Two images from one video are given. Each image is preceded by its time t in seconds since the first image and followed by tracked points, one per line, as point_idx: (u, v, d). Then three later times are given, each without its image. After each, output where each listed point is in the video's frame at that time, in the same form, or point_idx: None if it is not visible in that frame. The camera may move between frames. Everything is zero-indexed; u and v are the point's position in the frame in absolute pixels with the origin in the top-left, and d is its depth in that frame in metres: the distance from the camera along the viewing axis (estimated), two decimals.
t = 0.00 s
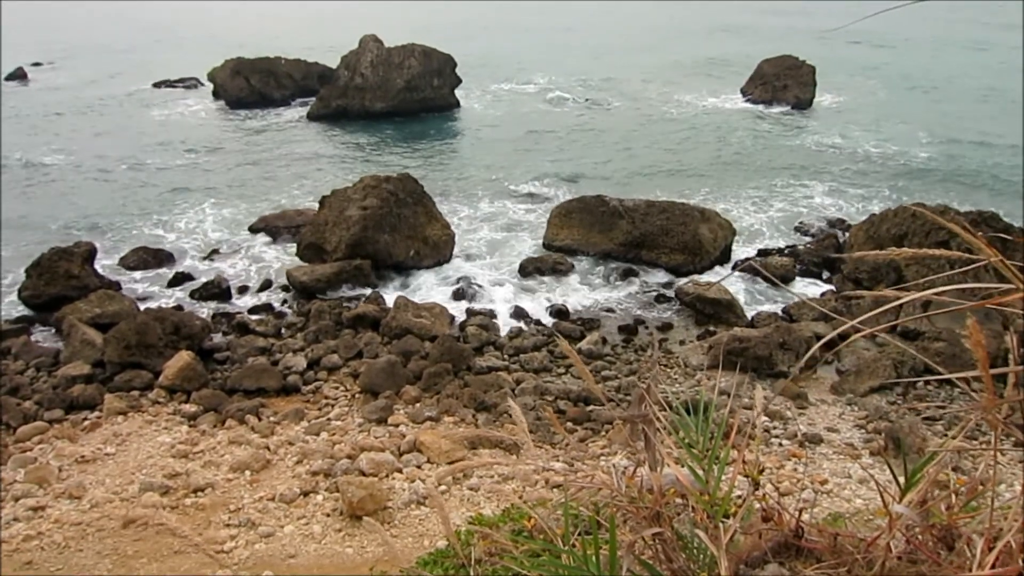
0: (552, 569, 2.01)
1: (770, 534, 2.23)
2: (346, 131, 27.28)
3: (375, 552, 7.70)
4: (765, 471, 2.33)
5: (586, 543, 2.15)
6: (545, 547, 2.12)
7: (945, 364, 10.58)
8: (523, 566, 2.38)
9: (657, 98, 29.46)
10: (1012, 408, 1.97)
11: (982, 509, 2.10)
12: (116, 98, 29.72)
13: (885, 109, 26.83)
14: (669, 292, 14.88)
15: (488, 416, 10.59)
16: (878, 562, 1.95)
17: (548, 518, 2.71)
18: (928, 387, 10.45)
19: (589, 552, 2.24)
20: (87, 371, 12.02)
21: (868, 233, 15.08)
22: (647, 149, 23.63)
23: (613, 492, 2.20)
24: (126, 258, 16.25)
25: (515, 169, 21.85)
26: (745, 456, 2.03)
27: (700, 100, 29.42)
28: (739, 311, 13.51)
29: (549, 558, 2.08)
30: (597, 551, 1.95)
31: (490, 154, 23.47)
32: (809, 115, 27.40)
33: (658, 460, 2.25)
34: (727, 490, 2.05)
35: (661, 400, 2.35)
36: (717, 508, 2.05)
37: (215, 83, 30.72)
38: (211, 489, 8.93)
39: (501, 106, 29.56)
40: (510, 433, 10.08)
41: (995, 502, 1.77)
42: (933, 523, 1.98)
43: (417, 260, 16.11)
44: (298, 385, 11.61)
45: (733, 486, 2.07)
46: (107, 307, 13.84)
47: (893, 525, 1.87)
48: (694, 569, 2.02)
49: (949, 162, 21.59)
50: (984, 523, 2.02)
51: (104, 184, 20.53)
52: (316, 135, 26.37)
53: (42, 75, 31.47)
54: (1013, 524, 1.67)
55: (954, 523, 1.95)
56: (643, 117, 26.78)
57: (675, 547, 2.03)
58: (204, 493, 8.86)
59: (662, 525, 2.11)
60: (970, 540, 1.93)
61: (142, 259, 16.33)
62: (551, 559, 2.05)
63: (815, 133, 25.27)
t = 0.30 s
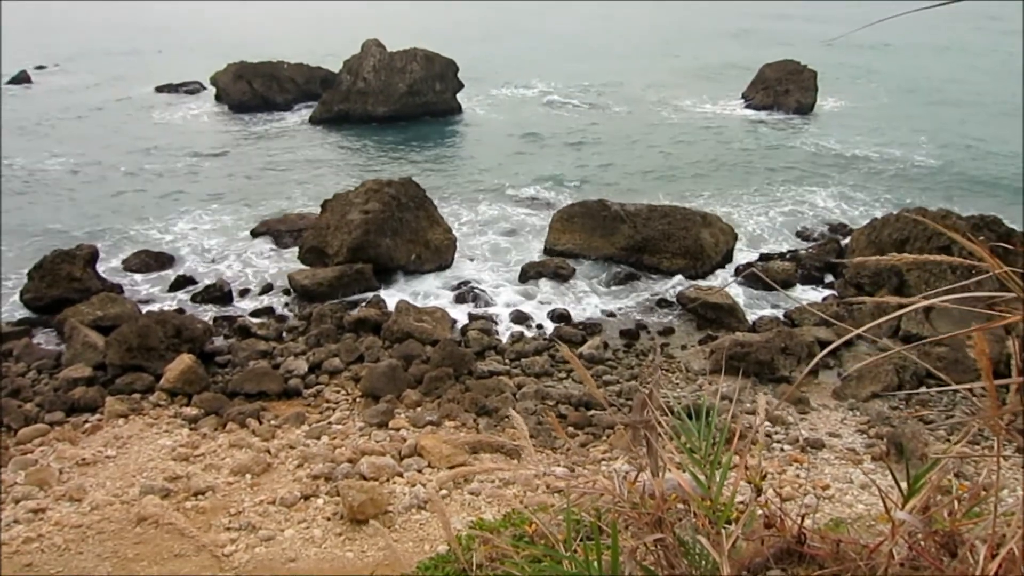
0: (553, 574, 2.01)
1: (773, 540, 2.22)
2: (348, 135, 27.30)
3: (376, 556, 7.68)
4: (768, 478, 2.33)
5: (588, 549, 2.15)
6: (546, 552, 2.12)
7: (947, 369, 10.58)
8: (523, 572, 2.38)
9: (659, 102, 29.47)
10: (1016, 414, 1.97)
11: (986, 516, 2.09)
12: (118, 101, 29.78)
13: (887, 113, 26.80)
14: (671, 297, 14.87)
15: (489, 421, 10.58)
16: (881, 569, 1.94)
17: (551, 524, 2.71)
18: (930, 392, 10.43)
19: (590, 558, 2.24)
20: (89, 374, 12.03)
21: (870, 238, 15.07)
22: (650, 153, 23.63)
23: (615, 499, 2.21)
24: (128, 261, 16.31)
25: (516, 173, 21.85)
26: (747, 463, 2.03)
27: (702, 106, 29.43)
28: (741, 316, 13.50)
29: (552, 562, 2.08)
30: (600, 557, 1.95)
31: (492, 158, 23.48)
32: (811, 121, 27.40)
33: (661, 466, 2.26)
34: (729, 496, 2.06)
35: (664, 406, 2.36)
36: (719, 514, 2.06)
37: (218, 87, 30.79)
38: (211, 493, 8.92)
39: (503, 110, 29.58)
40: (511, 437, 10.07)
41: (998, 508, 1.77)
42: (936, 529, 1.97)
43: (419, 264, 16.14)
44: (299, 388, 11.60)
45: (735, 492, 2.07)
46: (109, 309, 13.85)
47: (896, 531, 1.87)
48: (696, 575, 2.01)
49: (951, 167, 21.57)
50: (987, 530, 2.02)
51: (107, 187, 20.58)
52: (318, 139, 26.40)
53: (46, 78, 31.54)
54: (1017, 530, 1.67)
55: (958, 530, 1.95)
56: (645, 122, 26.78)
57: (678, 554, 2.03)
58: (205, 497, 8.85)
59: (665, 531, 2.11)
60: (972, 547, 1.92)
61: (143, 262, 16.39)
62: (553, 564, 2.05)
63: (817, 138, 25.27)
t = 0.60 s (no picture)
0: None
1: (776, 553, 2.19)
2: (351, 139, 27.34)
3: (376, 561, 7.67)
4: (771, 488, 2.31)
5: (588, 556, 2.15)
6: (550, 559, 2.11)
7: (950, 378, 10.55)
8: None
9: (663, 109, 29.48)
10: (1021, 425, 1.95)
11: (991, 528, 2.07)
12: (123, 104, 29.87)
13: (892, 120, 26.76)
14: (673, 304, 14.86)
15: (491, 426, 10.56)
16: None
17: (551, 532, 2.70)
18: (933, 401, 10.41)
19: (594, 566, 2.23)
20: (91, 376, 12.03)
21: (873, 245, 15.04)
22: (653, 160, 23.61)
23: (620, 507, 2.20)
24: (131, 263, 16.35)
25: (519, 179, 21.86)
26: (752, 471, 2.03)
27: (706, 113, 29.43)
28: (743, 323, 13.49)
29: (555, 569, 2.07)
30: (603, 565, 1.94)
31: (495, 164, 23.50)
32: (815, 128, 27.39)
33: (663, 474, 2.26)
34: (733, 505, 2.04)
35: (667, 414, 2.35)
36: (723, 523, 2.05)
37: (223, 91, 30.88)
38: (212, 496, 8.91)
39: (507, 115, 29.62)
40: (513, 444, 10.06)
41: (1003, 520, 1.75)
42: (941, 541, 1.95)
43: (421, 268, 16.15)
44: (301, 393, 11.60)
45: (739, 501, 2.06)
46: (111, 312, 13.87)
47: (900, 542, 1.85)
48: None
49: (956, 175, 21.53)
50: (991, 543, 2.00)
51: (111, 190, 20.62)
52: (322, 143, 26.45)
53: (52, 80, 31.67)
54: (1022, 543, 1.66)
55: (966, 542, 1.91)
56: (649, 128, 26.80)
57: (682, 563, 2.01)
58: (206, 500, 8.84)
59: (668, 539, 2.11)
60: (977, 560, 1.90)
61: (147, 265, 16.43)
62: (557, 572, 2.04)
63: (821, 146, 25.25)
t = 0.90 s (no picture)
0: None
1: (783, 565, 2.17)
2: (357, 147, 27.41)
3: (379, 569, 7.66)
4: (777, 498, 2.29)
5: (593, 567, 2.14)
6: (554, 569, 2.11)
7: (955, 389, 10.51)
8: None
9: (667, 118, 29.50)
10: None
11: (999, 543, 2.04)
12: (130, 110, 30.02)
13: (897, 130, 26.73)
14: (678, 313, 14.85)
15: (494, 435, 10.55)
16: None
17: (556, 540, 2.68)
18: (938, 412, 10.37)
19: None
20: (95, 382, 12.04)
21: (878, 255, 15.01)
22: (656, 170, 23.56)
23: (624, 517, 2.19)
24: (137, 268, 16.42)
25: (524, 187, 21.88)
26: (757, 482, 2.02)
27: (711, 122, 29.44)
28: (748, 332, 13.46)
29: None
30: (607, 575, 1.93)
31: (500, 172, 23.51)
32: (820, 138, 27.38)
33: (668, 484, 2.25)
34: (739, 516, 2.03)
35: (674, 423, 2.33)
36: (729, 534, 2.04)
37: (229, 99, 30.95)
38: (214, 503, 8.90)
39: (512, 124, 29.69)
40: (516, 452, 10.05)
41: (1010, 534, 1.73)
42: (948, 555, 1.92)
43: (425, 276, 16.17)
44: (304, 400, 11.60)
45: (745, 513, 2.05)
46: (116, 317, 13.91)
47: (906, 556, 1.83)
48: None
49: (961, 187, 21.48)
50: (1000, 558, 1.97)
51: (117, 196, 20.70)
52: (327, 151, 26.53)
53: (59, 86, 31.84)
54: None
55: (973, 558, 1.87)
56: (653, 138, 26.83)
57: None
58: (208, 506, 8.83)
59: (673, 550, 2.10)
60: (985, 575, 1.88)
61: (152, 270, 16.49)
62: None
63: (826, 155, 25.25)
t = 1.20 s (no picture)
0: None
1: None
2: (363, 154, 27.49)
3: None
4: (785, 510, 2.29)
5: None
6: None
7: (962, 400, 10.46)
8: None
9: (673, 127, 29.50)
10: None
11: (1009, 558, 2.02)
12: (138, 117, 30.14)
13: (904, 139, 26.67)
14: (683, 322, 14.83)
15: (498, 442, 10.54)
16: None
17: (563, 551, 2.69)
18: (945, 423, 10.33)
19: None
20: (101, 387, 12.06)
21: (885, 265, 14.96)
22: (662, 179, 23.49)
23: (632, 529, 2.20)
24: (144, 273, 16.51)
25: (530, 195, 21.90)
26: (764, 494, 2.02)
27: (717, 131, 29.45)
28: (754, 342, 13.44)
29: None
30: None
31: (506, 179, 23.51)
32: (827, 147, 27.36)
33: (675, 496, 2.25)
34: (746, 527, 2.03)
35: (682, 434, 2.34)
36: (735, 545, 2.05)
37: (237, 106, 30.95)
38: (218, 509, 8.90)
39: (518, 131, 29.73)
40: (521, 460, 10.03)
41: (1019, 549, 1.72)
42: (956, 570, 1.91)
43: (431, 283, 16.20)
44: (309, 406, 11.61)
45: (751, 525, 2.05)
46: (123, 322, 13.94)
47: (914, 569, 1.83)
48: None
49: (969, 197, 21.41)
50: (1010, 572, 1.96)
51: (124, 203, 20.77)
52: (334, 158, 26.59)
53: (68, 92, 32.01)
54: None
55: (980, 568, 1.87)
56: (659, 146, 26.84)
57: None
58: (212, 512, 8.83)
59: (680, 562, 2.10)
60: None
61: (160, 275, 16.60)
62: None
63: (832, 164, 25.21)
